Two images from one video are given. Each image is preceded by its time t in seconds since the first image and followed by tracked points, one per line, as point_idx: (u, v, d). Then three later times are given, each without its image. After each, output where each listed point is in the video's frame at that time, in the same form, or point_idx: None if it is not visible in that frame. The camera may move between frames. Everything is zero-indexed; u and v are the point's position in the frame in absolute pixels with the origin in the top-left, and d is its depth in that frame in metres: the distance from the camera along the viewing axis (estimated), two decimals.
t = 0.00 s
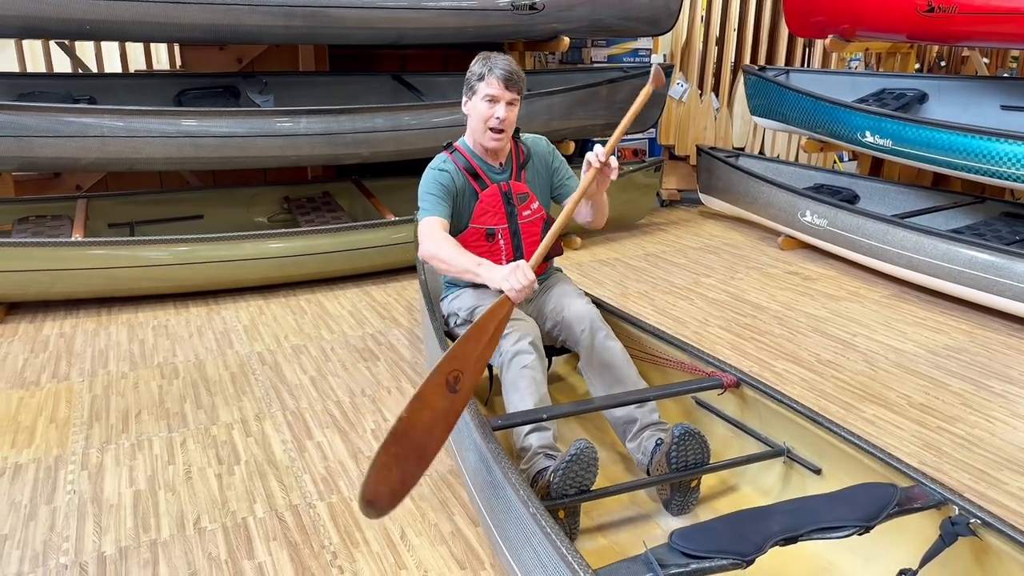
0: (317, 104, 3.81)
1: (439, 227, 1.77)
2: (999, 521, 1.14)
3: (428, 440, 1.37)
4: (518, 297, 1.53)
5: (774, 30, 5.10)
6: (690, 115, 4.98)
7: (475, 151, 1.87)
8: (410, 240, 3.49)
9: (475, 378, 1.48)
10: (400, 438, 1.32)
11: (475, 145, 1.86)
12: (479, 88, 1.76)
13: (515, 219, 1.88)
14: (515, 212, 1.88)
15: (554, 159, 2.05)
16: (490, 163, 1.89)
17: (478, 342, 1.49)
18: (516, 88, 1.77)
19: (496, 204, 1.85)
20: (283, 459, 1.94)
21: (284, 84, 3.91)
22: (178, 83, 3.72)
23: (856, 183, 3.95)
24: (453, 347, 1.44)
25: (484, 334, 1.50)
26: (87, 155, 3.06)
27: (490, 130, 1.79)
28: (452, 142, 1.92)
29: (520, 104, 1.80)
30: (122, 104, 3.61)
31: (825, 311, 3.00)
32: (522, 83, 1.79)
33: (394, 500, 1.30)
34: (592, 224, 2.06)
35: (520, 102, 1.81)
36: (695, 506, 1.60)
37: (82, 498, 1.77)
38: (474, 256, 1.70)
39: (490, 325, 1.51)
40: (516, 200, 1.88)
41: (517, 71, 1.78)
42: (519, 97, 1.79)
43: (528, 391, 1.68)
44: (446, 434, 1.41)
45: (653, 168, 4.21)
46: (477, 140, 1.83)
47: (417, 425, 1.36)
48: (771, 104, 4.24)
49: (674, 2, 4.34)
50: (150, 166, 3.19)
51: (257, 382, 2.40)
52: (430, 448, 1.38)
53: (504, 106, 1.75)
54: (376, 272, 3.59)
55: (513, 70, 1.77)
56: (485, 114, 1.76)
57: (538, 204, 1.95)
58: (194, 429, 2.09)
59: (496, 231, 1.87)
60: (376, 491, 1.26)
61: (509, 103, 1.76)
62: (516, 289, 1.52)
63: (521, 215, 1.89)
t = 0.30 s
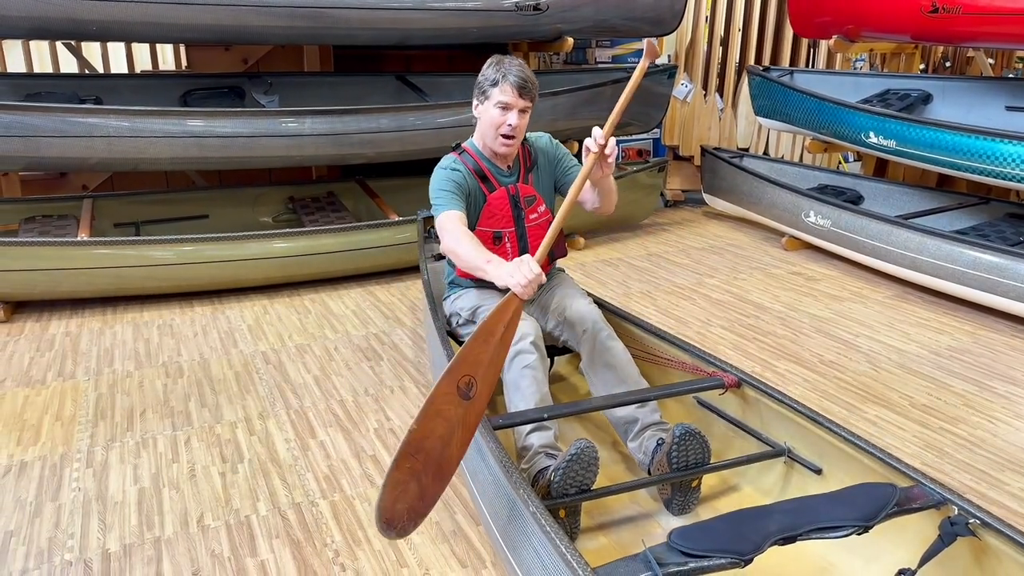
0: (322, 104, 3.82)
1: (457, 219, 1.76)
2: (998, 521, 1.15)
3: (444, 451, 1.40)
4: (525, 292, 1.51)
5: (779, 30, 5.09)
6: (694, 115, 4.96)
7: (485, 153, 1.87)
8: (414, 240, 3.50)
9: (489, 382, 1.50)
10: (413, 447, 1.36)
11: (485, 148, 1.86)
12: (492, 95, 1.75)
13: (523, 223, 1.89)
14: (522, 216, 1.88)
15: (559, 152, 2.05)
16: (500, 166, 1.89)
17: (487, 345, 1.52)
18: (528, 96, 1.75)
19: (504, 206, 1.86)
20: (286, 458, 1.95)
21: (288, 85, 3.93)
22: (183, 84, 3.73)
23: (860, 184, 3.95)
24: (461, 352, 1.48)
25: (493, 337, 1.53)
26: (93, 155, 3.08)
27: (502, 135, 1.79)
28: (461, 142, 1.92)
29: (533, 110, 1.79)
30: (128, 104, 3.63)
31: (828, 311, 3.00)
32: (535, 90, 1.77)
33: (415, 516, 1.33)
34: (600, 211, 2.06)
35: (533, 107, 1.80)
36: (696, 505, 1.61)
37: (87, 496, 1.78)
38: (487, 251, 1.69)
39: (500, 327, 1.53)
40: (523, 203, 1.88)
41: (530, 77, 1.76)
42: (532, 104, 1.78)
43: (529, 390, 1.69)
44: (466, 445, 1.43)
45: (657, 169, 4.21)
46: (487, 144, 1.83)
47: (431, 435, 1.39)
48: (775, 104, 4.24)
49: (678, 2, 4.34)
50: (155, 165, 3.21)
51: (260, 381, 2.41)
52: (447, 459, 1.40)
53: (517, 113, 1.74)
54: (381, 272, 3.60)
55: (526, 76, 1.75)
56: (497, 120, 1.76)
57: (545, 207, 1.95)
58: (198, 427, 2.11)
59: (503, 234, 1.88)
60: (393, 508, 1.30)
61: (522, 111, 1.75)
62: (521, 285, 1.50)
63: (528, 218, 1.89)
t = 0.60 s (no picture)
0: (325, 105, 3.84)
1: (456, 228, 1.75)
2: (996, 521, 1.15)
3: (442, 472, 1.40)
4: (522, 308, 1.51)
5: (782, 30, 5.09)
6: (697, 116, 4.97)
7: (489, 157, 1.87)
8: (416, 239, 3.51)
9: (488, 400, 1.49)
10: (411, 470, 1.36)
11: (489, 152, 1.86)
12: (498, 101, 1.73)
13: (524, 228, 1.89)
14: (524, 221, 1.89)
15: (564, 154, 2.06)
16: (503, 170, 1.90)
17: (484, 363, 1.51)
18: (535, 105, 1.74)
19: (506, 211, 1.86)
20: (288, 456, 1.96)
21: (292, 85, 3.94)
22: (187, 84, 3.75)
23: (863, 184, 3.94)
24: (459, 372, 1.47)
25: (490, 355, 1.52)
26: (98, 155, 3.10)
27: (505, 142, 1.79)
28: (466, 144, 1.92)
29: (538, 119, 1.78)
30: (132, 104, 3.64)
31: (830, 312, 3.00)
32: (542, 99, 1.76)
33: (415, 537, 1.35)
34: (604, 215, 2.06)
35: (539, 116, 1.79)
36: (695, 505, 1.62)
37: (90, 493, 1.80)
38: (485, 263, 1.68)
39: (497, 344, 1.53)
40: (525, 208, 1.88)
41: (538, 86, 1.74)
42: (539, 113, 1.76)
43: (530, 390, 1.70)
44: (465, 465, 1.43)
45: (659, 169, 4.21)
46: (490, 148, 1.84)
47: (429, 457, 1.39)
48: (778, 104, 4.24)
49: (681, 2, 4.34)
50: (160, 165, 3.23)
51: (263, 380, 2.42)
52: (445, 479, 1.41)
53: (522, 122, 1.74)
54: (383, 272, 3.61)
55: (534, 85, 1.73)
56: (501, 127, 1.75)
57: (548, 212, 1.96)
58: (201, 426, 2.12)
59: (504, 239, 1.89)
60: (393, 532, 1.31)
61: (527, 120, 1.74)
62: (517, 300, 1.50)
63: (529, 223, 1.90)
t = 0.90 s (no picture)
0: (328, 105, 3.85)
1: (455, 233, 1.75)
2: (992, 519, 1.15)
3: (427, 481, 1.41)
4: (514, 319, 1.51)
5: (785, 30, 5.09)
6: (699, 116, 4.98)
7: (490, 158, 1.88)
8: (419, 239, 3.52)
9: (476, 411, 1.49)
10: (397, 479, 1.36)
11: (490, 153, 1.87)
12: (498, 103, 1.74)
13: (525, 230, 1.90)
14: (524, 222, 1.89)
15: (568, 153, 2.06)
16: (505, 171, 1.90)
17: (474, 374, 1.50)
18: (534, 107, 1.74)
19: (506, 213, 1.87)
20: (290, 454, 1.97)
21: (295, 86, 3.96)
22: (191, 84, 3.77)
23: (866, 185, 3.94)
24: (449, 382, 1.46)
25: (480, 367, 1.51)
26: (102, 154, 3.11)
27: (505, 144, 1.80)
28: (468, 144, 1.93)
29: (538, 121, 1.78)
30: (135, 104, 3.66)
31: (831, 311, 3.00)
32: (541, 101, 1.76)
33: (397, 544, 1.34)
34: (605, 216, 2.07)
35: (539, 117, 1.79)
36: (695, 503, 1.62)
37: (94, 490, 1.81)
38: (481, 270, 1.66)
39: (489, 355, 1.53)
40: (526, 210, 1.89)
41: (538, 88, 1.75)
42: (539, 115, 1.77)
43: (530, 389, 1.70)
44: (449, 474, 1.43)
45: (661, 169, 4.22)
46: (491, 150, 1.85)
47: (415, 466, 1.39)
48: (780, 105, 4.24)
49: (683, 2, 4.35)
50: (163, 165, 3.25)
51: (266, 379, 2.43)
52: (430, 488, 1.41)
53: (521, 124, 1.74)
54: (386, 271, 3.62)
55: (534, 87, 1.74)
56: (501, 129, 1.76)
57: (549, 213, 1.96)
58: (204, 424, 2.13)
59: (505, 241, 1.90)
60: (376, 539, 1.30)
61: (527, 122, 1.75)
62: (511, 313, 1.50)
63: (530, 225, 1.91)
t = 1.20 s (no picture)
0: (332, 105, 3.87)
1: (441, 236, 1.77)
2: (988, 516, 1.16)
3: (385, 462, 1.54)
4: (488, 327, 1.53)
5: (788, 30, 5.09)
6: (702, 116, 4.98)
7: (489, 157, 1.89)
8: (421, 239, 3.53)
9: (438, 404, 1.58)
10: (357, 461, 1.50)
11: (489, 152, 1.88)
12: (497, 104, 1.75)
13: (522, 229, 1.91)
14: (522, 222, 1.90)
15: (570, 155, 2.06)
16: (503, 171, 1.91)
17: (442, 372, 1.56)
18: (534, 110, 1.74)
19: (504, 212, 1.89)
20: (293, 451, 1.98)
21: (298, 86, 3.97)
22: (195, 84, 3.79)
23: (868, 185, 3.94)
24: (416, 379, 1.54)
25: (448, 366, 1.57)
26: (107, 154, 3.13)
27: (502, 144, 1.81)
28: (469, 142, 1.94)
29: (537, 122, 1.79)
30: (140, 103, 3.68)
31: (833, 311, 3.01)
32: (541, 103, 1.76)
33: (351, 511, 1.52)
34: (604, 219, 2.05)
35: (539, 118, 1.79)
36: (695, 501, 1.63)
37: (98, 486, 1.83)
38: (464, 275, 1.67)
39: (457, 355, 1.57)
40: (523, 210, 1.90)
41: (538, 90, 1.75)
42: (538, 117, 1.77)
43: (530, 386, 1.71)
44: (406, 458, 1.56)
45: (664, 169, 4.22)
46: (489, 149, 1.86)
47: (375, 450, 1.52)
48: (783, 105, 4.25)
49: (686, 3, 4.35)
50: (168, 165, 3.27)
51: (269, 377, 2.45)
52: (387, 469, 1.55)
53: (519, 126, 1.74)
54: (389, 271, 3.64)
55: (534, 89, 1.73)
56: (499, 130, 1.77)
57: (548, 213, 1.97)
58: (207, 422, 2.15)
59: (502, 240, 1.91)
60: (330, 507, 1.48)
61: (525, 123, 1.75)
62: (483, 321, 1.52)
63: (528, 225, 1.92)
